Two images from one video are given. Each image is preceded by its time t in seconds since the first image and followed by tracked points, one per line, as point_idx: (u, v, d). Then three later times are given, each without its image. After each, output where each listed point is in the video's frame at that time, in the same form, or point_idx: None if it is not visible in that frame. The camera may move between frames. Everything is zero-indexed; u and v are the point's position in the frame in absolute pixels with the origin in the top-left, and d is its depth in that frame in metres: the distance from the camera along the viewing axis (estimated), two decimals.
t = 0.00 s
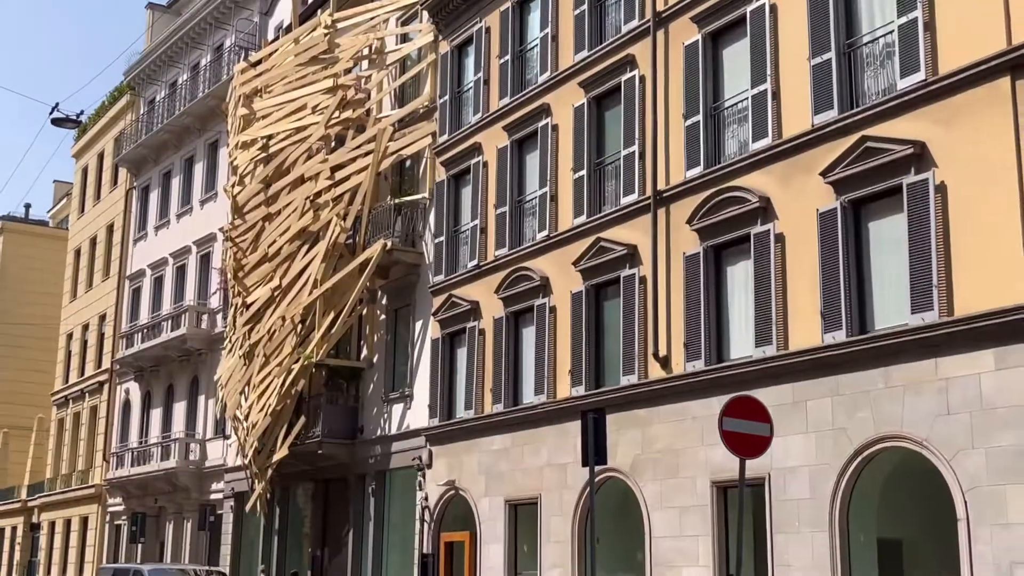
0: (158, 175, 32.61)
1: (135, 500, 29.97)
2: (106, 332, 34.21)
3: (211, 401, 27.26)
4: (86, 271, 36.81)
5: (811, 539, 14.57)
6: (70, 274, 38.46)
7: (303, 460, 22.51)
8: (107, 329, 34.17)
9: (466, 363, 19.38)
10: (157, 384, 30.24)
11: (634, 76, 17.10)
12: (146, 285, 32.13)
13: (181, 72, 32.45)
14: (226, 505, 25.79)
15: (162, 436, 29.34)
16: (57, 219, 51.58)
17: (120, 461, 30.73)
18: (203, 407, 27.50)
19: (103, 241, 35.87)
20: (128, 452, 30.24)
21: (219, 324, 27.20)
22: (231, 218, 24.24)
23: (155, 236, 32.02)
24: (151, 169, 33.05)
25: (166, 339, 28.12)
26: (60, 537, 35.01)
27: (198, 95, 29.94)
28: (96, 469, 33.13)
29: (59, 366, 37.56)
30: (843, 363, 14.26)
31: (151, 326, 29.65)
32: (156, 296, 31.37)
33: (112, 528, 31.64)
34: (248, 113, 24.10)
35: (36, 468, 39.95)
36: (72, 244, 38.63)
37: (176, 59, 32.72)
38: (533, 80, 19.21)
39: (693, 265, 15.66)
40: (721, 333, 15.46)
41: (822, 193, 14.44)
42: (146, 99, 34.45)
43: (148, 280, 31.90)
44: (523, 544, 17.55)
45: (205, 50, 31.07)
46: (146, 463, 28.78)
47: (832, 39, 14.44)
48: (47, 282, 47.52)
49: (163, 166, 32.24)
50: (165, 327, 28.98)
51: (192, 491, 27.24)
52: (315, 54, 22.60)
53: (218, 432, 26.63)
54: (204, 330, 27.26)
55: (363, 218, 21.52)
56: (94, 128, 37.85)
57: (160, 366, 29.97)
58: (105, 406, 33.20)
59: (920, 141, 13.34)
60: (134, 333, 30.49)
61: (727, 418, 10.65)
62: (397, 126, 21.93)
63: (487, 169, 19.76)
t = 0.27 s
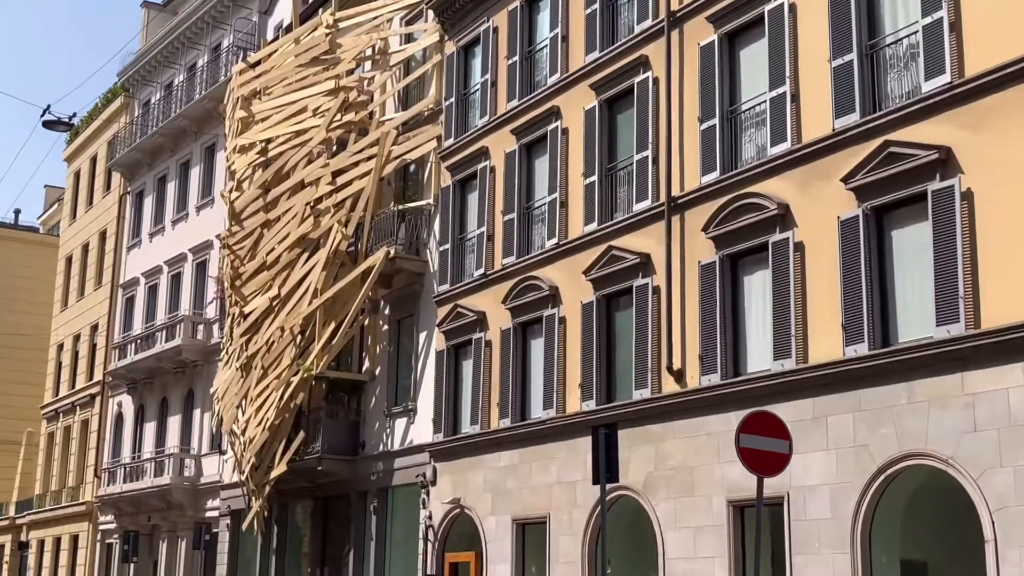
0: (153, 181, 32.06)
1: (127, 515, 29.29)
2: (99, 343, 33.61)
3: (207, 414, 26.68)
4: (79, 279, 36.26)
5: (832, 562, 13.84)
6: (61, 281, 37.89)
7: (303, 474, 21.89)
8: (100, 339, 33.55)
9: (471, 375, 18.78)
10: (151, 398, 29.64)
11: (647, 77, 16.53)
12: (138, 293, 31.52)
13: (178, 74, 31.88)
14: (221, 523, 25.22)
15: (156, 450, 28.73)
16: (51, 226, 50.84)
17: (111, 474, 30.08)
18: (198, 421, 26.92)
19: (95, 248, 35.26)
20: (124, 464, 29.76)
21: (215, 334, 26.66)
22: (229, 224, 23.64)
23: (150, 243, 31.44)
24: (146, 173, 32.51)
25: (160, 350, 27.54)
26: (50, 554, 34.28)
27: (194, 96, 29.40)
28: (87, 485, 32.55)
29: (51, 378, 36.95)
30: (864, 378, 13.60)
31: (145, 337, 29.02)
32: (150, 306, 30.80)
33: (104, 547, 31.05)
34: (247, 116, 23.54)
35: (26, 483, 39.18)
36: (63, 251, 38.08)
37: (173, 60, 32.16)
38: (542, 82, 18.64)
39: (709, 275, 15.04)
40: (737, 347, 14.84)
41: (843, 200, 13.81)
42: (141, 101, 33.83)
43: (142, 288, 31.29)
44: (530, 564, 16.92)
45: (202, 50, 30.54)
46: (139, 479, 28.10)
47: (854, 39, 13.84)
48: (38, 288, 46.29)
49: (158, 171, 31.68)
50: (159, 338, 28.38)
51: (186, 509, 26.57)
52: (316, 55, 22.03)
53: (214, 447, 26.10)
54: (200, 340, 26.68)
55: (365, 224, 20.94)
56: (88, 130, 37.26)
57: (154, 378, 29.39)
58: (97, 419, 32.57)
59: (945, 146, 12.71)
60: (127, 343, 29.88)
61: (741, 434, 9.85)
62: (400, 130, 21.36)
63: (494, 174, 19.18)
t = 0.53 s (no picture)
0: (159, 186, 31.92)
1: (132, 523, 29.07)
2: (104, 350, 33.44)
3: (213, 422, 26.50)
4: (83, 285, 36.13)
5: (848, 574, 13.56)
6: (65, 288, 37.78)
7: (311, 483, 21.69)
8: (105, 346, 33.37)
9: (480, 382, 18.57)
10: (156, 406, 29.45)
11: (659, 81, 16.33)
12: (145, 299, 31.34)
13: (184, 77, 31.75)
14: (227, 532, 25.01)
15: (161, 459, 28.53)
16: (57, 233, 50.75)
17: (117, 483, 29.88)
18: (204, 430, 26.75)
19: (100, 254, 35.12)
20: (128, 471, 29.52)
21: (221, 341, 26.54)
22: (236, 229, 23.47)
23: (156, 249, 31.30)
24: (151, 178, 32.35)
25: (166, 358, 27.37)
26: (53, 565, 34.02)
27: (201, 100, 29.25)
28: (92, 494, 32.38)
29: (55, 386, 36.77)
30: (881, 386, 13.35)
31: (150, 344, 28.84)
32: (156, 312, 30.64)
33: (108, 556, 30.84)
34: (254, 120, 23.38)
35: (30, 492, 38.90)
36: (68, 257, 37.93)
37: (179, 64, 32.03)
38: (552, 86, 18.45)
39: (722, 282, 14.82)
40: (751, 355, 14.61)
41: (859, 205, 13.57)
42: (148, 105, 33.73)
43: (149, 294, 31.13)
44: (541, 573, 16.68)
45: (209, 54, 30.42)
46: (144, 488, 27.89)
47: (869, 41, 13.62)
48: (42, 295, 46.38)
49: (164, 176, 31.54)
50: (164, 345, 28.21)
51: (192, 518, 26.44)
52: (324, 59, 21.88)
53: (219, 456, 25.90)
54: (207, 347, 26.52)
55: (373, 230, 20.75)
56: (93, 135, 37.12)
57: (160, 387, 29.21)
58: (101, 427, 32.37)
59: (963, 150, 12.49)
60: (132, 351, 29.70)
61: (755, 441, 9.51)
62: (408, 134, 21.18)
63: (504, 179, 18.99)
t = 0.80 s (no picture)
0: (171, 186, 31.99)
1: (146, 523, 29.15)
2: (116, 351, 33.53)
3: (225, 422, 26.54)
4: (96, 286, 36.24)
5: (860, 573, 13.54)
6: (78, 289, 37.90)
7: (322, 483, 21.71)
8: (117, 347, 33.46)
9: (492, 382, 18.58)
10: (168, 406, 29.52)
11: (671, 80, 16.31)
12: (156, 300, 31.41)
13: (195, 77, 31.82)
14: (239, 533, 25.05)
15: (173, 460, 28.60)
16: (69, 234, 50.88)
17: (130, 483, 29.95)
18: (216, 431, 26.79)
19: (112, 254, 35.21)
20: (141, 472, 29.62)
21: (233, 342, 26.60)
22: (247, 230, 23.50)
23: (167, 249, 31.38)
24: (163, 179, 32.43)
25: (178, 358, 27.44)
26: (66, 565, 34.11)
27: (212, 100, 29.32)
28: (104, 494, 32.45)
29: (67, 386, 36.88)
30: (893, 385, 13.32)
31: (163, 344, 28.91)
32: (168, 312, 30.70)
33: (121, 556, 30.89)
34: (265, 121, 23.42)
35: (42, 493, 38.99)
36: (80, 258, 38.07)
37: (190, 64, 32.10)
38: (563, 85, 18.44)
39: (734, 281, 14.80)
40: (764, 354, 14.59)
41: (871, 204, 13.54)
42: (159, 105, 33.82)
43: (160, 295, 31.20)
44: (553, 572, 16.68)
45: (219, 54, 30.48)
46: (156, 489, 27.97)
47: (881, 40, 13.58)
48: (53, 297, 46.35)
49: (176, 176, 31.63)
50: (176, 346, 28.27)
51: (205, 518, 26.51)
52: (335, 59, 21.91)
53: (231, 456, 25.95)
54: (219, 347, 26.58)
55: (384, 229, 20.76)
56: (104, 135, 37.20)
57: (172, 386, 29.29)
58: (114, 428, 32.45)
59: (975, 149, 12.45)
60: (144, 351, 29.76)
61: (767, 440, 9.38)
62: (419, 134, 21.18)
63: (515, 179, 18.98)
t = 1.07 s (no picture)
0: (183, 179, 32.07)
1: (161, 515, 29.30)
2: (129, 343, 33.64)
3: (238, 414, 26.60)
4: (108, 278, 36.35)
5: (873, 563, 13.53)
6: (91, 282, 38.02)
7: (335, 474, 21.78)
8: (130, 339, 33.58)
9: (504, 373, 18.59)
10: (181, 398, 29.61)
11: (682, 70, 16.26)
12: (169, 293, 31.51)
13: (206, 70, 31.85)
14: (253, 524, 25.14)
15: (187, 451, 28.70)
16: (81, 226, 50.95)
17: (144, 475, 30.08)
18: (229, 422, 26.87)
19: (124, 247, 35.31)
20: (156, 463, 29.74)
21: (246, 334, 26.66)
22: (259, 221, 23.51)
23: (180, 242, 31.47)
24: (176, 171, 32.49)
25: (191, 350, 27.54)
26: (81, 556, 34.29)
27: (223, 92, 29.35)
28: (118, 486, 32.58)
29: (81, 378, 37.03)
30: (906, 374, 13.28)
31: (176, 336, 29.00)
32: (180, 305, 30.78)
33: (135, 547, 31.03)
34: (276, 113, 23.42)
35: (57, 486, 39.20)
36: (92, 251, 38.19)
37: (201, 56, 32.12)
38: (574, 76, 18.41)
39: (746, 271, 14.77)
40: (776, 344, 14.56)
41: (884, 193, 13.49)
42: (170, 98, 33.88)
43: (173, 287, 31.30)
44: (566, 563, 16.70)
45: (230, 47, 30.50)
46: (170, 481, 28.10)
47: (894, 28, 13.51)
48: (64, 289, 46.45)
49: (188, 168, 31.70)
50: (190, 338, 28.33)
51: (219, 510, 26.61)
52: (346, 50, 21.90)
53: (245, 447, 26.03)
54: (232, 339, 26.65)
55: (396, 221, 20.78)
56: (116, 128, 37.26)
57: (185, 378, 29.38)
58: (128, 420, 32.58)
59: (989, 137, 12.38)
60: (158, 344, 29.84)
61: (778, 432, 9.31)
62: (430, 125, 21.17)
63: (526, 169, 18.97)
